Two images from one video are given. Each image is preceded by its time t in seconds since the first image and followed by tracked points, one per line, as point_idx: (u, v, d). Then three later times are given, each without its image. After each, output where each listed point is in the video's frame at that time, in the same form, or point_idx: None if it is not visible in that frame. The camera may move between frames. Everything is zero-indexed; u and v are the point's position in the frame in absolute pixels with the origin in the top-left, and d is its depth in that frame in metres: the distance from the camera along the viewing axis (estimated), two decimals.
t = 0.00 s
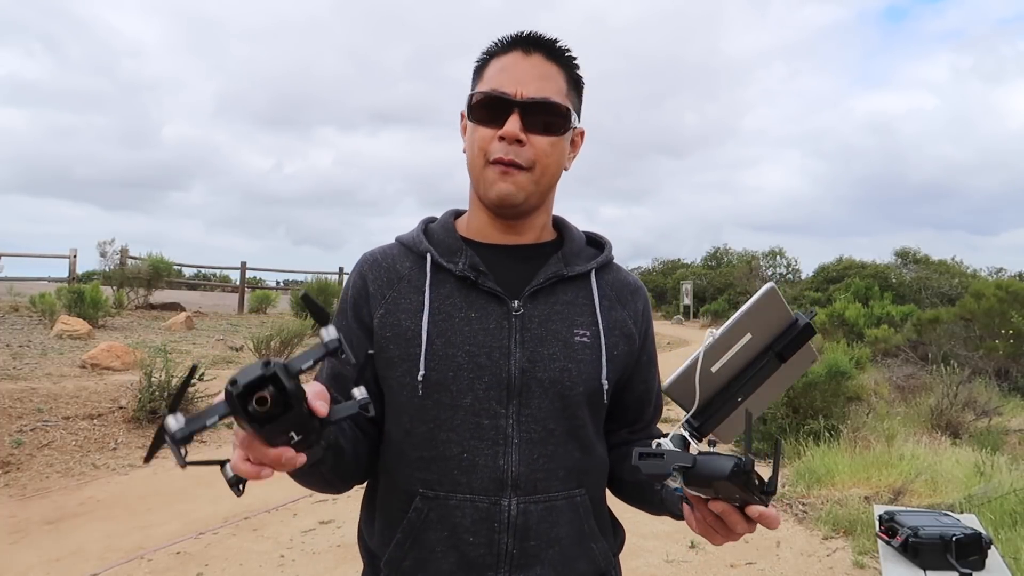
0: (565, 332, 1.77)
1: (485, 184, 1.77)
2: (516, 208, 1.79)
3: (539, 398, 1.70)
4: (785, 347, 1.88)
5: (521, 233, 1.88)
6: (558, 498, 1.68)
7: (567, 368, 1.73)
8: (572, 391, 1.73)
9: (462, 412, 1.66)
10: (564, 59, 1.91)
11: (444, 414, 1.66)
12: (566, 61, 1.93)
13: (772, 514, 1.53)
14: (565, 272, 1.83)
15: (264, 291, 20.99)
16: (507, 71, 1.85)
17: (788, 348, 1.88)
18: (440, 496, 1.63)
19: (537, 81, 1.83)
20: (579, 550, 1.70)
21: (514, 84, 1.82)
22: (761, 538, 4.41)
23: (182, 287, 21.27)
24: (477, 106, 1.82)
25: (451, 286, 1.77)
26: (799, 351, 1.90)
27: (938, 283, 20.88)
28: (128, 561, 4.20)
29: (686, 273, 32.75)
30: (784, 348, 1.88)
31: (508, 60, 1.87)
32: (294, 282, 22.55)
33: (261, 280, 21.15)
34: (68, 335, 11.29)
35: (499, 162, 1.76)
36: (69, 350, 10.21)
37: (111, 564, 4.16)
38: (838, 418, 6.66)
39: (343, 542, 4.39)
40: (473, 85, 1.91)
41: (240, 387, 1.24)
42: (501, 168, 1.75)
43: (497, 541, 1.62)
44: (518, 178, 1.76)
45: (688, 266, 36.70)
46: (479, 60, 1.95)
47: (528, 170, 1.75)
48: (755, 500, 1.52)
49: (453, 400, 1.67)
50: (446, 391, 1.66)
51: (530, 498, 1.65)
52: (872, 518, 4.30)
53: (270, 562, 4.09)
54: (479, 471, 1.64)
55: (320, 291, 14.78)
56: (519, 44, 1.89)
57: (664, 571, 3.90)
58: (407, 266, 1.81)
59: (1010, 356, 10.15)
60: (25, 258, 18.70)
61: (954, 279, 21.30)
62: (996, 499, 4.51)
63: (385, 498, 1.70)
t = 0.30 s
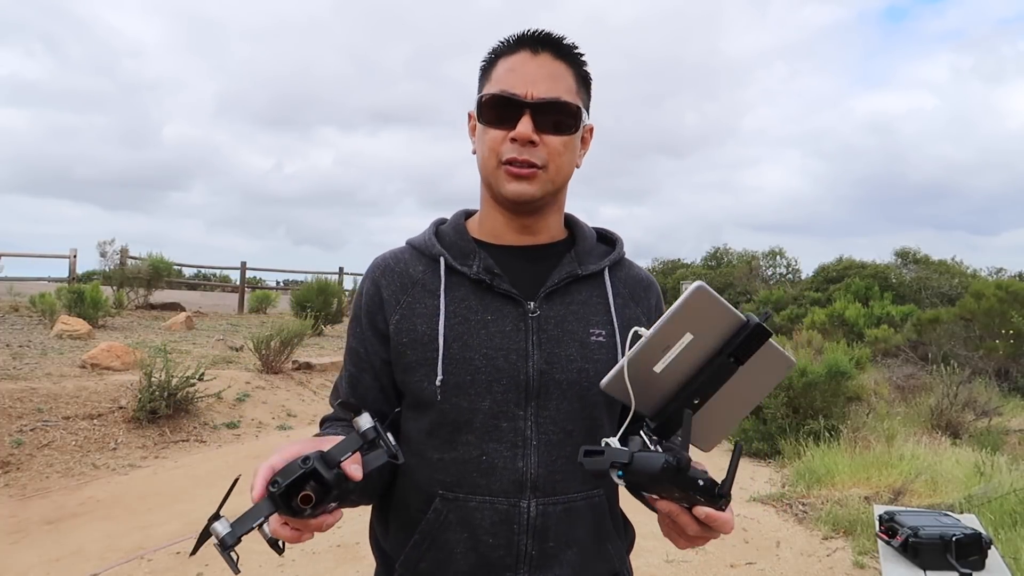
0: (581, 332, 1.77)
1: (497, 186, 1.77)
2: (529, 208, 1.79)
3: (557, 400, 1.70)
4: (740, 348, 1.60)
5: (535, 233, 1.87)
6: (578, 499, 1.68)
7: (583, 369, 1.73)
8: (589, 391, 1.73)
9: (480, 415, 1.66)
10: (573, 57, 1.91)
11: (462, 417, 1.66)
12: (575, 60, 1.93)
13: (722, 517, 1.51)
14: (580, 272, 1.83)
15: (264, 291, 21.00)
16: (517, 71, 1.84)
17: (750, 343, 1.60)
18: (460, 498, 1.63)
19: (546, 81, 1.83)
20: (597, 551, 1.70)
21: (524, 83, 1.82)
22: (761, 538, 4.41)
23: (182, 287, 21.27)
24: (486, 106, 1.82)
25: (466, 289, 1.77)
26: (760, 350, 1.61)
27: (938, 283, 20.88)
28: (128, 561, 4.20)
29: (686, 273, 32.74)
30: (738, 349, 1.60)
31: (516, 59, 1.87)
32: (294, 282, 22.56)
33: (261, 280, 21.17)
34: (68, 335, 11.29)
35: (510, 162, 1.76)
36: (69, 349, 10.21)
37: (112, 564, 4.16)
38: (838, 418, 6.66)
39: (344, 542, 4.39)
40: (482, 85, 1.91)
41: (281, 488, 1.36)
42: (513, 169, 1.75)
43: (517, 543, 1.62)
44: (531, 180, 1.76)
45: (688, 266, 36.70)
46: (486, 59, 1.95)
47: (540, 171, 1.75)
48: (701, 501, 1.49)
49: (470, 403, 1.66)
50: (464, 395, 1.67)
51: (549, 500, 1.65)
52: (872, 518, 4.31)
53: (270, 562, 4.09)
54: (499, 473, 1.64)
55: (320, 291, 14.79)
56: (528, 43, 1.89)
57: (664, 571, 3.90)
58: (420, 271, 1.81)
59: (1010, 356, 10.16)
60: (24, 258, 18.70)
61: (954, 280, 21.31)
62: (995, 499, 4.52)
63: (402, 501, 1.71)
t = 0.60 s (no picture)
0: (577, 333, 1.77)
1: (497, 186, 1.77)
2: (529, 208, 1.79)
3: (552, 400, 1.70)
4: (725, 384, 1.52)
5: (533, 234, 1.88)
6: (572, 500, 1.68)
7: (580, 369, 1.73)
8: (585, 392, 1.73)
9: (474, 414, 1.66)
10: (571, 56, 1.91)
11: (455, 417, 1.65)
12: (573, 59, 1.93)
13: (670, 547, 1.47)
14: (577, 272, 1.83)
15: (265, 290, 21.01)
16: (515, 70, 1.84)
17: (735, 381, 1.51)
18: (453, 498, 1.63)
19: (545, 80, 1.83)
20: (592, 552, 1.70)
21: (524, 82, 1.82)
22: (761, 538, 4.41)
23: (182, 287, 21.27)
24: (485, 106, 1.81)
25: (462, 287, 1.77)
26: (747, 388, 1.53)
27: (938, 283, 20.90)
28: (128, 561, 4.20)
29: (686, 273, 32.71)
30: (724, 385, 1.52)
31: (514, 58, 1.87)
32: (294, 282, 22.57)
33: (261, 279, 21.19)
34: (68, 334, 11.30)
35: (510, 162, 1.76)
36: (69, 349, 10.21)
37: (112, 564, 4.16)
38: (838, 418, 6.67)
39: (343, 542, 4.39)
40: (480, 85, 1.91)
41: (279, 464, 1.36)
42: (513, 169, 1.75)
43: (511, 543, 1.62)
44: (530, 179, 1.76)
45: (688, 266, 36.69)
46: (484, 59, 1.95)
47: (540, 170, 1.75)
48: (650, 526, 1.45)
49: (465, 403, 1.66)
50: (458, 394, 1.66)
51: (543, 500, 1.65)
52: (872, 518, 4.31)
53: (270, 562, 4.09)
54: (493, 473, 1.63)
55: (320, 291, 14.79)
56: (526, 42, 1.89)
57: (664, 571, 3.90)
58: (417, 269, 1.81)
59: (1010, 356, 10.17)
60: (24, 258, 18.72)
61: (954, 280, 21.33)
62: (995, 499, 4.51)
63: (397, 500, 1.71)
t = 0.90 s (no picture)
0: (570, 332, 1.77)
1: (494, 183, 1.77)
2: (526, 206, 1.79)
3: (544, 400, 1.70)
4: (741, 360, 1.55)
5: (529, 233, 1.88)
6: (564, 501, 1.68)
7: (572, 369, 1.73)
8: (578, 392, 1.73)
9: (465, 414, 1.66)
10: (566, 53, 1.92)
11: (446, 416, 1.66)
12: (568, 57, 1.93)
13: (678, 511, 1.47)
14: (570, 272, 1.83)
15: (265, 290, 21.02)
16: (512, 68, 1.84)
17: (749, 357, 1.55)
18: (444, 499, 1.63)
19: (542, 77, 1.83)
20: (584, 554, 1.69)
21: (521, 79, 1.82)
22: (761, 538, 4.41)
23: (182, 286, 21.27)
24: (482, 104, 1.81)
25: (454, 286, 1.78)
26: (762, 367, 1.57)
27: (938, 283, 20.93)
28: (128, 561, 4.20)
29: (686, 273, 32.70)
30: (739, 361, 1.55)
31: (511, 56, 1.87)
32: (294, 282, 22.57)
33: (261, 279, 21.20)
34: (68, 334, 11.29)
35: (508, 160, 1.76)
36: (69, 349, 10.21)
37: (112, 564, 4.16)
38: (838, 418, 6.67)
39: (343, 542, 4.40)
40: (475, 83, 1.91)
41: (297, 436, 1.36)
42: (511, 167, 1.75)
43: (501, 545, 1.62)
44: (528, 177, 1.76)
45: (688, 266, 36.69)
46: (479, 57, 1.95)
47: (538, 168, 1.75)
48: (659, 487, 1.47)
49: (456, 402, 1.67)
50: (450, 393, 1.67)
51: (534, 501, 1.65)
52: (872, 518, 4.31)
53: (270, 562, 4.09)
54: (484, 473, 1.64)
55: (321, 291, 14.79)
56: (522, 40, 1.89)
57: (664, 571, 3.90)
58: (409, 267, 1.81)
59: (1010, 356, 10.17)
60: (24, 258, 18.72)
61: (954, 280, 21.34)
62: (995, 499, 4.51)
63: (387, 500, 1.70)
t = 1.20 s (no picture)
0: (568, 332, 1.77)
1: (485, 183, 1.76)
2: (518, 204, 1.79)
3: (544, 400, 1.70)
4: (757, 356, 1.59)
5: (524, 231, 1.88)
6: (565, 501, 1.67)
7: (571, 368, 1.73)
8: (577, 392, 1.73)
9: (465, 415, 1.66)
10: (550, 48, 1.91)
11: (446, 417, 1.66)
12: (553, 53, 1.93)
13: (699, 499, 1.48)
14: (568, 271, 1.83)
15: (265, 290, 21.02)
16: (496, 67, 1.84)
17: (765, 357, 1.59)
18: (444, 500, 1.63)
19: (528, 74, 1.83)
20: (586, 554, 1.69)
21: (506, 78, 1.82)
22: (761, 538, 4.41)
23: (182, 287, 21.27)
24: (468, 105, 1.81)
25: (452, 286, 1.78)
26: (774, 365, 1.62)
27: (938, 283, 20.95)
28: (128, 561, 4.20)
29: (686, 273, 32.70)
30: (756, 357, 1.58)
31: (494, 55, 1.87)
32: (294, 282, 22.56)
33: (261, 280, 21.20)
34: (67, 335, 11.30)
35: (497, 160, 1.76)
36: (69, 350, 10.22)
37: (112, 564, 4.16)
38: (838, 418, 6.67)
39: (343, 542, 4.40)
40: (461, 85, 1.91)
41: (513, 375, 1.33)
42: (501, 166, 1.75)
43: (503, 546, 1.62)
44: (519, 175, 1.75)
45: (688, 266, 36.68)
46: (464, 58, 1.95)
47: (529, 165, 1.75)
48: (681, 473, 1.48)
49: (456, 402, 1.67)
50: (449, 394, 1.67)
51: (536, 502, 1.65)
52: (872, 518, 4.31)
53: (270, 562, 4.09)
54: (485, 474, 1.64)
55: (321, 291, 14.79)
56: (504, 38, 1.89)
57: (664, 571, 3.90)
58: (406, 268, 1.81)
59: (1010, 356, 10.17)
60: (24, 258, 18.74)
61: (954, 280, 21.34)
62: (996, 499, 4.51)
63: (386, 502, 1.69)
